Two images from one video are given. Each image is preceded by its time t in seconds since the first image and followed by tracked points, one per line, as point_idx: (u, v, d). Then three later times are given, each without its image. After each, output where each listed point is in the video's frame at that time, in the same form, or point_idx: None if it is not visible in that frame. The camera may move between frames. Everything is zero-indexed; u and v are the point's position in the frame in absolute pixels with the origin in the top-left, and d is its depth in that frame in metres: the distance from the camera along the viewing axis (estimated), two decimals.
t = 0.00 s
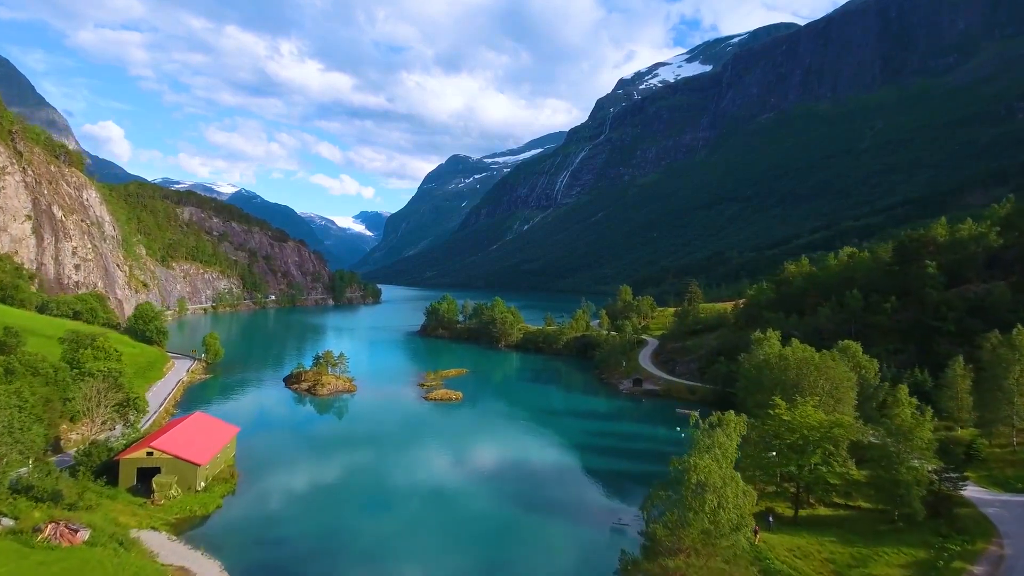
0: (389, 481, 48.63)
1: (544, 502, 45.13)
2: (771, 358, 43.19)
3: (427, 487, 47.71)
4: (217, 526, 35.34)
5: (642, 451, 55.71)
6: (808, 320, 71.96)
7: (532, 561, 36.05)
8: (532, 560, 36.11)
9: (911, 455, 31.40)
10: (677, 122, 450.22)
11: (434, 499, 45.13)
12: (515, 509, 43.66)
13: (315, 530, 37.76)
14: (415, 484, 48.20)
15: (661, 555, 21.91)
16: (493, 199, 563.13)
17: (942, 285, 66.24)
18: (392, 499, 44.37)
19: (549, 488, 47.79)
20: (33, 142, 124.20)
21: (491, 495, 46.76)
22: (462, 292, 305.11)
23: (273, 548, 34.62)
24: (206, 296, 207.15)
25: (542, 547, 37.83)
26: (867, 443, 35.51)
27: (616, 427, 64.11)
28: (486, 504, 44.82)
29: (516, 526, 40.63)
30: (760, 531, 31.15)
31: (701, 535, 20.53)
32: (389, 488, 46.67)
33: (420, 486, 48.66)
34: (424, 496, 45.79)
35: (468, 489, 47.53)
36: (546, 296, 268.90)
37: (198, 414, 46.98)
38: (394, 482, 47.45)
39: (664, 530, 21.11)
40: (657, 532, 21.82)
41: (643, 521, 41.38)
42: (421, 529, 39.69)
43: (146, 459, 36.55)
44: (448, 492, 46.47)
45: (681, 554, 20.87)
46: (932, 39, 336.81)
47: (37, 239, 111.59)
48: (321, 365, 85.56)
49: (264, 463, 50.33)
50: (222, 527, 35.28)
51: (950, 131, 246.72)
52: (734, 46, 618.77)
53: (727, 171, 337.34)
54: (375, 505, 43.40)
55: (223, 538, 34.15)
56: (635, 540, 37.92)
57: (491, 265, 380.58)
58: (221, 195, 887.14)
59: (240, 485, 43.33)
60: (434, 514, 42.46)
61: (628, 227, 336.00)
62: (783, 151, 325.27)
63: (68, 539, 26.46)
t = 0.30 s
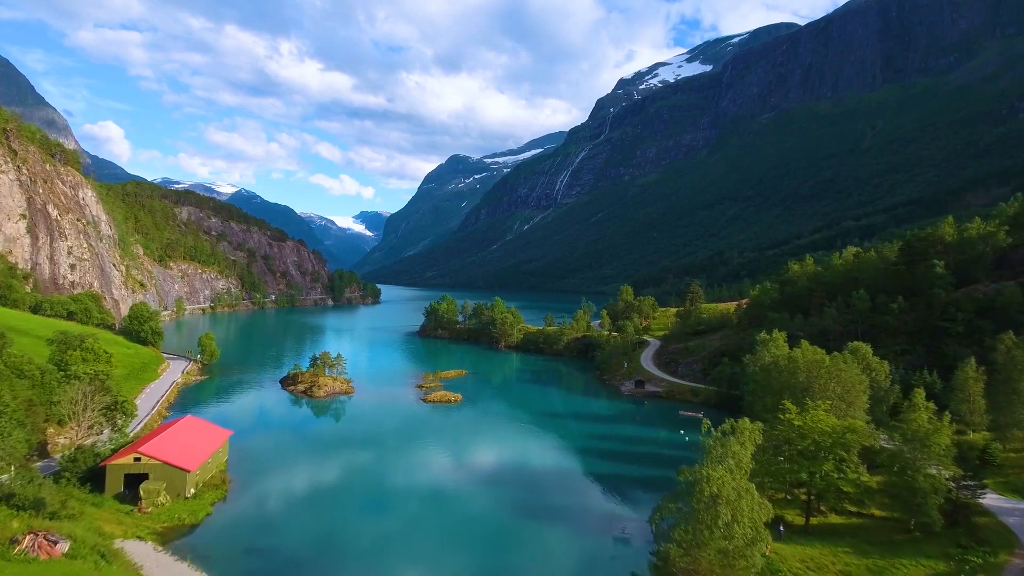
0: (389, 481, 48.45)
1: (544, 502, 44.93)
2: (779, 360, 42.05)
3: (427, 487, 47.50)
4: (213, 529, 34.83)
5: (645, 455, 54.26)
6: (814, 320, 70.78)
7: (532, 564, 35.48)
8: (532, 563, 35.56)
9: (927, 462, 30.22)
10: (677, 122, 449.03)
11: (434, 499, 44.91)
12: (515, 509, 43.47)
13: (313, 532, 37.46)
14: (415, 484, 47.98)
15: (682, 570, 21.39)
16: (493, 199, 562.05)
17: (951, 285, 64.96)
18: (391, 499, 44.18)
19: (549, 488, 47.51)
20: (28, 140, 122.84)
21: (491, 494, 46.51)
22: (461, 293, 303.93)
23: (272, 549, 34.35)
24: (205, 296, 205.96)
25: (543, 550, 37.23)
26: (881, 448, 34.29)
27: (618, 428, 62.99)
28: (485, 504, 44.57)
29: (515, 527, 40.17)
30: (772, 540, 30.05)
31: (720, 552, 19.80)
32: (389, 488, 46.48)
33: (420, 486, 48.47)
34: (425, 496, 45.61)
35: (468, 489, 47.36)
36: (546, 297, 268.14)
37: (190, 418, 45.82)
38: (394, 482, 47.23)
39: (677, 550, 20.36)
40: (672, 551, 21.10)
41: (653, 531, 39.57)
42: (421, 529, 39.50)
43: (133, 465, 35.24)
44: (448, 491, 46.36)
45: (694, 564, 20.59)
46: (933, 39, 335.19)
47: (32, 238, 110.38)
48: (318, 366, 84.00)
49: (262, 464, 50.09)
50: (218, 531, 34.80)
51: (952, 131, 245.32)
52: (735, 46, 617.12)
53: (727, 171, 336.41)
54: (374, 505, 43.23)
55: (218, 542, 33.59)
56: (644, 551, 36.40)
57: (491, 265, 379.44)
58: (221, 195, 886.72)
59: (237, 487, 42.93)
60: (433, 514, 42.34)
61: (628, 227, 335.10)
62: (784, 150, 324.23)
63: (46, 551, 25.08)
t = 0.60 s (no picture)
0: (389, 481, 48.36)
1: (544, 503, 44.82)
2: (789, 363, 40.86)
3: (427, 487, 47.44)
4: (209, 532, 34.61)
5: (649, 460, 52.79)
6: (819, 321, 69.52)
7: (531, 566, 35.28)
8: (531, 565, 35.36)
9: (944, 470, 28.93)
10: (677, 122, 447.87)
11: (434, 500, 44.88)
12: (515, 509, 43.46)
13: (313, 532, 37.62)
14: (415, 484, 47.90)
15: None
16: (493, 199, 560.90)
17: (959, 285, 63.71)
18: (392, 500, 44.12)
19: (549, 489, 47.46)
20: (23, 138, 121.62)
21: (491, 495, 46.44)
22: (461, 293, 302.75)
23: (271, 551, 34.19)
24: (203, 296, 204.78)
25: (542, 553, 36.83)
26: (895, 455, 33.12)
27: (621, 431, 61.97)
28: (485, 504, 44.53)
29: (515, 528, 40.09)
30: (786, 552, 28.89)
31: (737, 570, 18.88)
32: (389, 489, 46.43)
33: (420, 487, 48.37)
34: (425, 496, 45.60)
35: (468, 489, 47.28)
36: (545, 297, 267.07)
37: (183, 422, 44.70)
38: (394, 483, 47.12)
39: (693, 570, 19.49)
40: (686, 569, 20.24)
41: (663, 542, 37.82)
42: (421, 530, 39.50)
43: (119, 472, 34.08)
44: (448, 491, 46.31)
45: None
46: (934, 38, 333.71)
47: (27, 238, 109.15)
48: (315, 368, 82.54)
49: (263, 463, 50.35)
50: (215, 532, 34.66)
51: (952, 131, 244.03)
52: (734, 46, 615.11)
53: (728, 171, 335.25)
54: (375, 506, 43.21)
55: (214, 545, 33.27)
56: (654, 565, 34.89)
57: (490, 265, 378.39)
58: (221, 195, 886.39)
59: (239, 489, 43.05)
60: (433, 514, 42.31)
61: (628, 227, 334.18)
62: (784, 150, 323.02)
63: (22, 566, 23.87)
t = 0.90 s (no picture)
0: (389, 481, 48.26)
1: (542, 502, 44.76)
2: (798, 363, 39.76)
3: (426, 487, 47.29)
4: (207, 535, 34.34)
5: (650, 464, 51.50)
6: (825, 322, 68.23)
7: (531, 568, 34.96)
8: (530, 567, 35.05)
9: (964, 479, 27.73)
10: (677, 122, 446.60)
11: (434, 500, 44.80)
12: (514, 508, 43.45)
13: (312, 533, 37.58)
14: (414, 484, 47.79)
15: None
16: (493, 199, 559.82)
17: (969, 285, 62.33)
18: (391, 500, 44.05)
19: (548, 489, 47.37)
20: (18, 137, 120.48)
21: (490, 494, 46.33)
22: (461, 293, 301.71)
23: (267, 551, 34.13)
24: (201, 296, 203.45)
25: (542, 556, 36.34)
26: (909, 461, 31.96)
27: (623, 434, 60.87)
28: (484, 503, 44.48)
29: (514, 527, 40.08)
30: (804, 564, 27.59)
31: None
32: (389, 489, 46.29)
33: (419, 486, 48.26)
34: (425, 496, 45.47)
35: (468, 489, 47.22)
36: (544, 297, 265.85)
37: (175, 424, 43.55)
38: (394, 483, 47.01)
39: None
40: None
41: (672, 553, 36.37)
42: (421, 530, 39.50)
43: (106, 479, 32.86)
44: (447, 491, 46.22)
45: None
46: (934, 38, 332.33)
47: (21, 238, 107.83)
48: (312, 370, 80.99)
49: (262, 463, 50.45)
50: (214, 535, 34.45)
51: (953, 131, 242.85)
52: (734, 46, 613.77)
53: (728, 171, 334.04)
54: (374, 506, 43.05)
55: (211, 547, 33.02)
56: None
57: (490, 265, 377.02)
58: (221, 195, 885.44)
59: (239, 489, 43.08)
60: (432, 513, 42.34)
61: (628, 227, 332.93)
62: (785, 150, 321.67)
63: None
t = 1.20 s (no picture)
0: (388, 482, 47.96)
1: (543, 503, 44.46)
2: (809, 366, 38.58)
3: (426, 487, 47.10)
4: (205, 537, 34.17)
5: (653, 469, 50.22)
6: (831, 323, 67.06)
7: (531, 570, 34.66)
8: (530, 569, 34.73)
9: (984, 488, 26.62)
10: (677, 122, 445.29)
11: (434, 500, 44.61)
12: (514, 509, 43.24)
13: (312, 533, 37.60)
14: (414, 484, 47.50)
15: None
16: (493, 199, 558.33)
17: (979, 285, 61.10)
18: (392, 500, 43.86)
19: (548, 490, 47.10)
20: (12, 136, 119.29)
21: (489, 494, 46.09)
22: (460, 293, 300.54)
23: (266, 554, 33.86)
24: (200, 297, 202.27)
25: (542, 559, 35.82)
26: (925, 467, 30.78)
27: (626, 437, 59.71)
28: (484, 504, 44.26)
29: (515, 528, 39.89)
30: None
31: None
32: (389, 489, 46.04)
33: (418, 487, 47.96)
34: (424, 496, 45.29)
35: (467, 489, 47.00)
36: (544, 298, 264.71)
37: (165, 428, 42.39)
38: (393, 484, 46.74)
39: None
40: None
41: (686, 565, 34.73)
42: (421, 530, 39.38)
43: (90, 486, 31.61)
44: (447, 492, 46.00)
45: None
46: (936, 38, 330.94)
47: (16, 237, 106.73)
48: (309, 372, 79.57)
49: (261, 463, 50.40)
50: (212, 537, 34.35)
51: (954, 130, 241.63)
52: (734, 46, 612.45)
53: (729, 171, 332.83)
54: (374, 507, 42.86)
55: (207, 550, 32.79)
56: None
57: (489, 266, 375.89)
58: (221, 195, 884.62)
59: (238, 490, 43.04)
60: (432, 514, 42.15)
61: (628, 227, 331.87)
62: (786, 150, 320.36)
63: None
